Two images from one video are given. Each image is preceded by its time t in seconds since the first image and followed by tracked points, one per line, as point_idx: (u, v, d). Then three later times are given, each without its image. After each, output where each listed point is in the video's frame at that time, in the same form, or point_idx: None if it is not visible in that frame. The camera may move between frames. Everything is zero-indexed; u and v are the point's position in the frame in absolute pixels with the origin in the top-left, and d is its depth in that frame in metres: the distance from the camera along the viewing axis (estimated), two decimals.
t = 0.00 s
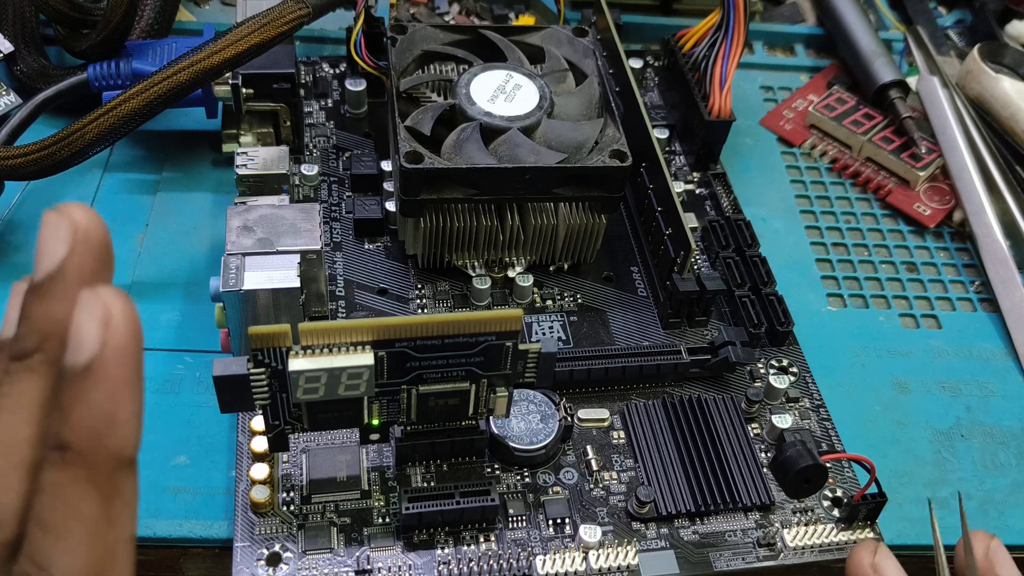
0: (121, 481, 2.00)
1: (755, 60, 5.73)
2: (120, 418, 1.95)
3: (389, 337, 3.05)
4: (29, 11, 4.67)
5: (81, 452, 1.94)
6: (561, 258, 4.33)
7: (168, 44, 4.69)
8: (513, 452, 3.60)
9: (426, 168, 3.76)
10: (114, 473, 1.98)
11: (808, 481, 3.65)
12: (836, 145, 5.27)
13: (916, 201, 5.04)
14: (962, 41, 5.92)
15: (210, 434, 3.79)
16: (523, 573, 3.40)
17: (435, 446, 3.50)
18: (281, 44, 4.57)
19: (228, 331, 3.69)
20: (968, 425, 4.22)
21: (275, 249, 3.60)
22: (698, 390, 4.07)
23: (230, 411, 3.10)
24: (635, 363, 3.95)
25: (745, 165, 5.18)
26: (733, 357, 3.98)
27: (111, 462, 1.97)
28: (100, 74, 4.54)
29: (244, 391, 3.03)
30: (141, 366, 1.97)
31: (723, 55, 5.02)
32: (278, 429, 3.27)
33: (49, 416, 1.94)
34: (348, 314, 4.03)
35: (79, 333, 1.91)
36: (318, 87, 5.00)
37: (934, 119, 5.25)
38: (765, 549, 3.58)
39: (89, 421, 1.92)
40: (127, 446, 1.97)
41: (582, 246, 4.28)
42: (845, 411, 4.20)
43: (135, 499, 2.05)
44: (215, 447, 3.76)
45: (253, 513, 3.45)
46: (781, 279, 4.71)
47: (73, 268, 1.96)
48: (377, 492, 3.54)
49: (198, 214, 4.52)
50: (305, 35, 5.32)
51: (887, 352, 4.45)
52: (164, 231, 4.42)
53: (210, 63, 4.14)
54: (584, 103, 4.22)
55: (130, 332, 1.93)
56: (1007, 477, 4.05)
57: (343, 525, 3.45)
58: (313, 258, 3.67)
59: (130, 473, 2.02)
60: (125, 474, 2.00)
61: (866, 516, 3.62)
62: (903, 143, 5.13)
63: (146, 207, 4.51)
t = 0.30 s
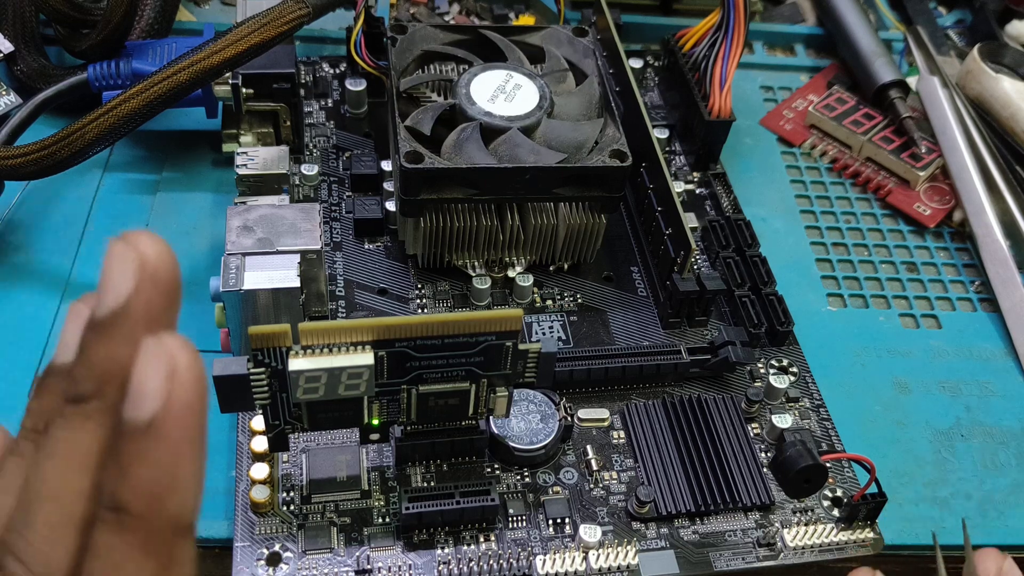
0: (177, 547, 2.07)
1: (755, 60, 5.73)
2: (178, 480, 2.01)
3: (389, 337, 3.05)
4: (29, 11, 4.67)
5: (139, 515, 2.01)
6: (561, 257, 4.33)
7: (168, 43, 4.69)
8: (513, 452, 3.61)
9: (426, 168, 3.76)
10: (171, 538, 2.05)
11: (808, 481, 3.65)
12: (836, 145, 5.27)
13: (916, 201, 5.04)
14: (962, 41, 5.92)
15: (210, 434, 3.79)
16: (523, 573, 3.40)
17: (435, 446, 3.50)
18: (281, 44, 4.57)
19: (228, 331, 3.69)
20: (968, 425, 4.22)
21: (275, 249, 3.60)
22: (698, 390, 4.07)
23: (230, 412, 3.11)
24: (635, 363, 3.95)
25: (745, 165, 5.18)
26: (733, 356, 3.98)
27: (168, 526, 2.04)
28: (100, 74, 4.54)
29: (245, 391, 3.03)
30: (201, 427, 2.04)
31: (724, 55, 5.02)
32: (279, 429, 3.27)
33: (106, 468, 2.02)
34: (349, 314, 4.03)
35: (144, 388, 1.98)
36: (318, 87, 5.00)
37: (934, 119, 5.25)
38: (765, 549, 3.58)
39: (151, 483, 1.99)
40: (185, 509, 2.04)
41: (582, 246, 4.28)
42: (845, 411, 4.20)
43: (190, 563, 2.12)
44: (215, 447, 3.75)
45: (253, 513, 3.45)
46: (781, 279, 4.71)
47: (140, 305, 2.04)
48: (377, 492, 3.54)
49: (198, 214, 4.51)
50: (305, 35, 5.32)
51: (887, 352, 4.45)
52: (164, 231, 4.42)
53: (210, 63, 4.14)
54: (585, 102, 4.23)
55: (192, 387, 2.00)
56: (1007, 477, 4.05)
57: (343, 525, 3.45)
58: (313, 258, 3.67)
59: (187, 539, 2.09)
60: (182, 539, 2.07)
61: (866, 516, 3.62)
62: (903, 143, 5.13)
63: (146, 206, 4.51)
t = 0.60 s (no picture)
0: None
1: (755, 60, 5.73)
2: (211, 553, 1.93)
3: (389, 337, 3.05)
4: (29, 11, 4.67)
5: None
6: (561, 257, 4.33)
7: (168, 43, 4.69)
8: (513, 452, 3.61)
9: (425, 168, 3.76)
10: None
11: (808, 481, 3.65)
12: (836, 145, 5.27)
13: (916, 201, 5.04)
14: (962, 41, 5.92)
15: (210, 433, 3.79)
16: (523, 573, 3.40)
17: (435, 446, 3.50)
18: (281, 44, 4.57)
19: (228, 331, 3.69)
20: (968, 425, 4.22)
21: (274, 249, 3.60)
22: (698, 390, 4.07)
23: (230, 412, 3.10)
24: (635, 363, 3.95)
25: (745, 165, 5.18)
26: (732, 356, 3.98)
27: None
28: (100, 74, 4.54)
29: (245, 391, 3.03)
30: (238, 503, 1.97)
31: (723, 55, 5.02)
32: (278, 429, 3.28)
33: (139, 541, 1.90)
34: (349, 314, 4.03)
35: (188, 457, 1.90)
36: (318, 87, 4.99)
37: (934, 119, 5.25)
38: (765, 549, 3.58)
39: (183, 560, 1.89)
40: None
41: (582, 246, 4.28)
42: (845, 411, 4.20)
43: None
44: (215, 446, 3.76)
45: (253, 513, 3.45)
46: (781, 278, 4.71)
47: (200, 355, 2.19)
48: (377, 491, 3.54)
49: (198, 214, 4.51)
50: (305, 35, 5.32)
51: (887, 351, 4.45)
52: (164, 231, 4.42)
53: (210, 63, 4.14)
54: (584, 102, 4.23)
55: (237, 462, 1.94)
56: (1007, 477, 4.05)
57: (343, 525, 3.45)
58: (313, 258, 3.67)
59: None
60: None
61: (865, 515, 3.62)
62: (903, 143, 5.13)
63: (146, 206, 4.50)
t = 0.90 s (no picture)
0: None
1: (755, 60, 5.73)
2: None
3: (389, 337, 3.05)
4: (29, 11, 4.67)
5: None
6: (561, 258, 4.33)
7: (168, 43, 4.69)
8: (513, 452, 3.61)
9: (425, 168, 3.76)
10: None
11: (807, 481, 3.64)
12: (836, 145, 5.27)
13: (916, 201, 5.04)
14: (962, 41, 5.92)
15: (210, 434, 3.79)
16: (523, 573, 3.40)
17: (435, 446, 3.50)
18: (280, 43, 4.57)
19: (228, 330, 3.69)
20: (968, 425, 4.22)
21: (274, 248, 3.60)
22: (698, 390, 4.07)
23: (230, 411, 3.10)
24: (635, 363, 3.95)
25: (745, 165, 5.18)
26: (732, 356, 3.98)
27: None
28: (99, 73, 4.54)
29: (245, 391, 3.03)
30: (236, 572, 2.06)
31: (723, 54, 5.02)
32: (278, 429, 3.27)
33: None
34: (348, 313, 4.03)
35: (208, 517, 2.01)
36: (318, 87, 5.00)
37: (933, 119, 5.25)
38: (765, 549, 3.58)
39: None
40: None
41: (582, 246, 4.28)
42: (845, 411, 4.20)
43: None
44: (215, 446, 3.76)
45: (253, 513, 3.45)
46: (781, 278, 4.71)
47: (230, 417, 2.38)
48: (377, 491, 3.54)
49: (198, 214, 4.51)
50: (305, 35, 5.32)
51: (887, 351, 4.45)
52: (164, 231, 4.42)
53: (210, 62, 4.14)
54: (585, 103, 4.23)
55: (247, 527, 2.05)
56: (1007, 476, 4.05)
57: (343, 525, 3.45)
58: (312, 257, 3.67)
59: None
60: None
61: (865, 515, 3.63)
62: (903, 143, 5.13)
63: (146, 206, 4.50)
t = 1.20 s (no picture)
0: None
1: (755, 60, 5.73)
2: None
3: (389, 337, 3.05)
4: (29, 11, 4.67)
5: None
6: (561, 257, 4.33)
7: (168, 43, 4.69)
8: (513, 452, 3.61)
9: (425, 168, 3.76)
10: None
11: (807, 481, 3.64)
12: (836, 145, 5.27)
13: (916, 200, 5.04)
14: (962, 41, 5.92)
15: (210, 434, 3.79)
16: (523, 573, 3.40)
17: (435, 446, 3.50)
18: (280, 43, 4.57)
19: (228, 330, 3.69)
20: (968, 425, 4.22)
21: (274, 248, 3.60)
22: (698, 390, 4.07)
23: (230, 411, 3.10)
24: (635, 363, 3.95)
25: (745, 165, 5.18)
26: (732, 356, 3.98)
27: None
28: (99, 73, 4.54)
29: (245, 391, 3.03)
30: None
31: (723, 54, 5.02)
32: (278, 429, 3.27)
33: None
34: (348, 313, 4.03)
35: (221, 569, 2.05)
36: (318, 87, 5.00)
37: (933, 119, 5.25)
38: (765, 549, 3.58)
39: None
40: None
41: (582, 246, 4.28)
42: (845, 411, 4.20)
43: None
44: (215, 446, 3.76)
45: (253, 513, 3.45)
46: (781, 278, 4.71)
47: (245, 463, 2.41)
48: (377, 491, 3.54)
49: (198, 214, 4.51)
50: (305, 35, 5.32)
51: (887, 351, 4.45)
52: (164, 231, 4.42)
53: (209, 62, 4.14)
54: (585, 103, 4.23)
55: None
56: (1006, 476, 4.05)
57: (343, 524, 3.45)
58: (313, 257, 3.67)
59: None
60: None
61: (865, 515, 3.63)
62: (903, 143, 5.13)
63: (146, 206, 4.50)
